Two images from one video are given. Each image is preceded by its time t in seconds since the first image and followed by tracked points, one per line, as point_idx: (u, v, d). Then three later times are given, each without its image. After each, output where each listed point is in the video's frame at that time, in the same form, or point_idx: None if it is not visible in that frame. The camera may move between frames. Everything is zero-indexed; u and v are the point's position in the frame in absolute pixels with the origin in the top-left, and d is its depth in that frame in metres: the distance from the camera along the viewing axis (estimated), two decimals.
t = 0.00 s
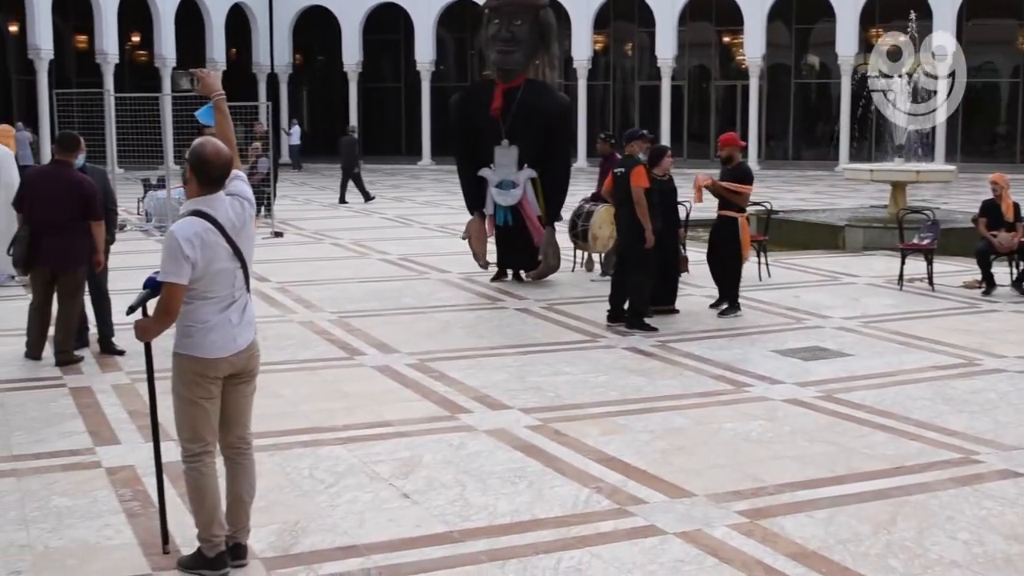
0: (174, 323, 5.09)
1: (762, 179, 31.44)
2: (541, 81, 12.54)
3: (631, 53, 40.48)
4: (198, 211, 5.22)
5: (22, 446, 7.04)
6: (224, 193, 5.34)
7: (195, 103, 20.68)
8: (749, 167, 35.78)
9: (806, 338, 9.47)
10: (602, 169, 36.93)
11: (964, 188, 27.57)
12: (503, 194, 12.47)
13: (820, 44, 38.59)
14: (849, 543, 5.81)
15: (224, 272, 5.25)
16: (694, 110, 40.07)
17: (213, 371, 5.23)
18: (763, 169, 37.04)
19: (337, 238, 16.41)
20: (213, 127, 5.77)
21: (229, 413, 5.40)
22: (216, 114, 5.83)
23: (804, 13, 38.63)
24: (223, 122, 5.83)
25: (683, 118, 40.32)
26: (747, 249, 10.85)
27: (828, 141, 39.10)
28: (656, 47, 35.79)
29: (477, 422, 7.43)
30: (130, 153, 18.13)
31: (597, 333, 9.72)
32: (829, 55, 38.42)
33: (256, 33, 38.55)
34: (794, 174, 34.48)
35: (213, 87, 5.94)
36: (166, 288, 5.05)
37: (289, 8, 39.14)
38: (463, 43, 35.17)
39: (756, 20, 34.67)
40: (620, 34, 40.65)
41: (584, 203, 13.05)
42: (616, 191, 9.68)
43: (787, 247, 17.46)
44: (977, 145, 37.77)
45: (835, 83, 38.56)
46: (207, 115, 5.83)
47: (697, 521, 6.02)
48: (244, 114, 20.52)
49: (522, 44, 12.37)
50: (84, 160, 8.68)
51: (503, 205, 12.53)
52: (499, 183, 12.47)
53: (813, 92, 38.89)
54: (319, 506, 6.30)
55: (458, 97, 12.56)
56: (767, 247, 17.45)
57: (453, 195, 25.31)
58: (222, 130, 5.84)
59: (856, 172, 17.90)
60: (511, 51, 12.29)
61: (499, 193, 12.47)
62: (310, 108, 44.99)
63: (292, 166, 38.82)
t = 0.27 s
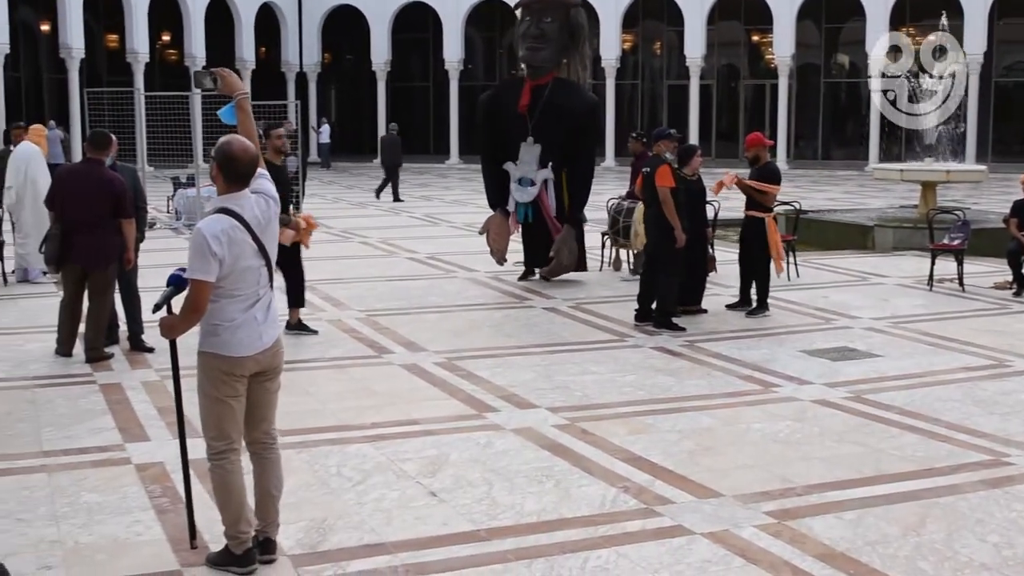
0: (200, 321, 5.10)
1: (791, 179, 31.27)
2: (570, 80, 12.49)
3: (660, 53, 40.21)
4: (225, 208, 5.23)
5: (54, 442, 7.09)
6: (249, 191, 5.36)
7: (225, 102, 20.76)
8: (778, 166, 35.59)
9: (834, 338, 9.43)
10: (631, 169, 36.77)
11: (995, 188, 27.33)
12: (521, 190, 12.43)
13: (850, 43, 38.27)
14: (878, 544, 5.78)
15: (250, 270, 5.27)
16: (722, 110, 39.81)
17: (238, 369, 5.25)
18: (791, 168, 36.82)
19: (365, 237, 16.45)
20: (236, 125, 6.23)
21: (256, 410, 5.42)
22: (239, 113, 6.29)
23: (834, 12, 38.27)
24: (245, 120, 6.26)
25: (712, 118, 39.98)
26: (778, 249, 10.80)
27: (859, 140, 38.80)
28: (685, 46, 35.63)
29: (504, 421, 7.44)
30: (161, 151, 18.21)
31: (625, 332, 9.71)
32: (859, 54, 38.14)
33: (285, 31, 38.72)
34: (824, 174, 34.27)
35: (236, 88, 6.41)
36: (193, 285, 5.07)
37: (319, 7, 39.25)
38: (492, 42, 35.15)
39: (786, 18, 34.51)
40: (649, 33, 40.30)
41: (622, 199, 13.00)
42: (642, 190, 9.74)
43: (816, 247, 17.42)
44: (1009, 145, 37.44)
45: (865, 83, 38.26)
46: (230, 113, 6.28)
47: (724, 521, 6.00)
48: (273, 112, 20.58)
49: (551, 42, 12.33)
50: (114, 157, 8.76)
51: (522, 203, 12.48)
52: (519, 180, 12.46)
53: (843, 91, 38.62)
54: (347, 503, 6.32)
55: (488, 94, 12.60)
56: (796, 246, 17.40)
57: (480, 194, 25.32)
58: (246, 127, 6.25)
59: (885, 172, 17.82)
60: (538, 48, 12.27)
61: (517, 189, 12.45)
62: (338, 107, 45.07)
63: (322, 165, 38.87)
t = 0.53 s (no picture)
0: (225, 318, 5.11)
1: (816, 177, 31.13)
2: (597, 78, 12.32)
3: (685, 50, 39.96)
4: (250, 205, 5.23)
5: (80, 438, 7.14)
6: (274, 188, 5.36)
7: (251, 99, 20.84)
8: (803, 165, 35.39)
9: (860, 338, 9.39)
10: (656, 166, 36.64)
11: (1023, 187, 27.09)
12: (541, 186, 12.36)
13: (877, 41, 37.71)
14: (903, 545, 5.75)
15: (273, 267, 5.27)
16: (747, 109, 39.63)
17: (263, 367, 5.26)
18: (817, 167, 36.55)
19: (390, 234, 16.49)
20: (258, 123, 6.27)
21: (281, 407, 5.44)
22: (261, 112, 6.35)
23: (860, 10, 37.87)
24: (266, 117, 6.33)
25: (737, 117, 39.82)
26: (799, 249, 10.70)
27: (886, 139, 38.41)
28: (710, 43, 35.51)
29: (528, 419, 7.44)
30: (187, 148, 18.29)
31: (649, 330, 9.69)
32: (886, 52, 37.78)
33: (310, 29, 38.88)
34: (849, 172, 34.08)
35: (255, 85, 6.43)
36: (219, 282, 5.07)
37: (345, 5, 39.32)
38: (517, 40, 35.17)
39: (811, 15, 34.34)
40: (674, 30, 40.08)
41: (649, 198, 12.96)
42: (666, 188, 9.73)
43: (841, 246, 17.39)
44: None
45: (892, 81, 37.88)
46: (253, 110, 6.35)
47: (748, 520, 5.98)
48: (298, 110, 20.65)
49: (579, 39, 12.13)
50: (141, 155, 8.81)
51: (543, 198, 12.43)
52: (540, 175, 12.39)
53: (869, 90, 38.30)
54: (371, 500, 6.33)
55: (515, 90, 12.53)
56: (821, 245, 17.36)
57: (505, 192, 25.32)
58: (266, 125, 6.29)
59: (911, 171, 17.75)
60: (564, 45, 12.12)
61: (537, 185, 12.38)
62: (363, 103, 45.14)
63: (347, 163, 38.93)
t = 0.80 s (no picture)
0: (250, 315, 5.12)
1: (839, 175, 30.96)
2: (620, 76, 12.25)
3: (707, 48, 39.69)
4: (276, 203, 5.25)
5: (103, 433, 7.18)
6: (298, 186, 5.37)
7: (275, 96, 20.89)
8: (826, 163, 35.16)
9: (883, 337, 9.35)
10: (678, 164, 36.48)
11: None
12: (566, 183, 12.32)
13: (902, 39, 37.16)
14: (926, 545, 5.72)
15: (298, 263, 5.29)
16: (770, 107, 39.51)
17: (287, 363, 5.28)
18: (840, 166, 36.35)
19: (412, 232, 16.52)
20: (277, 118, 6.31)
21: (305, 404, 5.46)
22: (280, 108, 6.39)
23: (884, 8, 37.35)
24: (286, 113, 6.36)
25: (760, 115, 39.80)
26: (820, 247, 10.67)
27: (910, 138, 37.97)
28: (733, 41, 35.38)
29: (549, 416, 7.44)
30: (211, 146, 18.34)
31: (671, 329, 9.68)
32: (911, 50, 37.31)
33: (333, 27, 39.10)
34: (872, 171, 33.84)
35: (276, 85, 6.49)
36: (245, 278, 5.07)
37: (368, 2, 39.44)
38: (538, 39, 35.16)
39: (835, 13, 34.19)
40: (698, 28, 39.80)
41: (669, 196, 13.01)
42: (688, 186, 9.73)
43: (865, 244, 17.31)
44: None
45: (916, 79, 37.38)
46: (273, 108, 6.37)
47: (770, 520, 5.96)
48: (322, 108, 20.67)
49: (603, 36, 12.03)
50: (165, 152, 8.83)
51: (567, 194, 12.39)
52: (564, 172, 12.31)
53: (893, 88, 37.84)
54: (393, 496, 6.35)
55: (537, 87, 12.49)
56: (844, 244, 17.29)
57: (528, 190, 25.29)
58: (285, 120, 6.33)
59: (935, 169, 17.64)
60: (587, 43, 12.00)
61: (562, 182, 12.32)
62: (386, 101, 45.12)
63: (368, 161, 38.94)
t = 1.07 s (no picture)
0: (277, 312, 5.14)
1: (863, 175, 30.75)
2: (643, 76, 12.20)
3: (730, 47, 39.50)
4: (302, 200, 5.26)
5: (126, 429, 7.22)
6: (324, 184, 5.38)
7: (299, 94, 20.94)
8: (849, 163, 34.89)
9: (906, 337, 9.31)
10: (700, 162, 36.34)
11: None
12: (590, 182, 12.07)
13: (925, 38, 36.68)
14: (948, 546, 5.69)
15: (323, 261, 5.30)
16: (794, 106, 39.32)
17: (312, 360, 5.29)
18: (863, 165, 36.11)
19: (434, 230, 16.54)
20: (300, 117, 6.34)
21: (328, 401, 5.48)
22: (302, 107, 6.41)
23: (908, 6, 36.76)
24: (308, 111, 6.37)
25: (783, 114, 39.55)
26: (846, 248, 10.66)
27: (933, 136, 37.62)
28: (756, 40, 35.24)
29: (570, 415, 7.44)
30: (234, 144, 18.38)
31: (693, 328, 9.67)
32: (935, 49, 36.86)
33: (355, 25, 39.15)
34: (895, 171, 33.56)
35: (297, 83, 6.51)
36: (272, 275, 5.09)
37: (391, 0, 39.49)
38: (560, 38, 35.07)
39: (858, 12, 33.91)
40: (720, 26, 39.60)
41: (692, 194, 12.99)
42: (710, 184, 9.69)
43: (888, 243, 17.23)
44: None
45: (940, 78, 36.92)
46: (296, 106, 6.39)
47: (792, 520, 5.95)
48: (344, 106, 20.69)
49: (625, 35, 12.04)
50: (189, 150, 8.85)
51: (591, 194, 12.10)
52: (588, 171, 12.10)
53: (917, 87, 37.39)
54: (414, 494, 6.36)
55: (559, 87, 12.42)
56: (868, 243, 17.22)
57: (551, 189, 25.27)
58: (308, 119, 6.35)
59: (960, 168, 17.54)
60: (610, 41, 12.04)
61: (585, 180, 12.08)
62: (409, 100, 45.14)
63: (392, 159, 38.93)
